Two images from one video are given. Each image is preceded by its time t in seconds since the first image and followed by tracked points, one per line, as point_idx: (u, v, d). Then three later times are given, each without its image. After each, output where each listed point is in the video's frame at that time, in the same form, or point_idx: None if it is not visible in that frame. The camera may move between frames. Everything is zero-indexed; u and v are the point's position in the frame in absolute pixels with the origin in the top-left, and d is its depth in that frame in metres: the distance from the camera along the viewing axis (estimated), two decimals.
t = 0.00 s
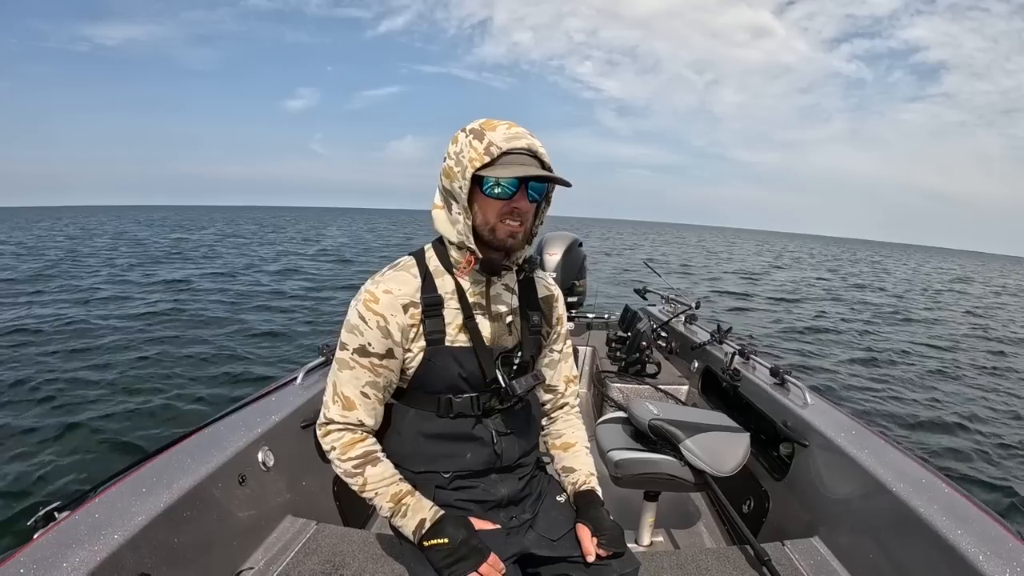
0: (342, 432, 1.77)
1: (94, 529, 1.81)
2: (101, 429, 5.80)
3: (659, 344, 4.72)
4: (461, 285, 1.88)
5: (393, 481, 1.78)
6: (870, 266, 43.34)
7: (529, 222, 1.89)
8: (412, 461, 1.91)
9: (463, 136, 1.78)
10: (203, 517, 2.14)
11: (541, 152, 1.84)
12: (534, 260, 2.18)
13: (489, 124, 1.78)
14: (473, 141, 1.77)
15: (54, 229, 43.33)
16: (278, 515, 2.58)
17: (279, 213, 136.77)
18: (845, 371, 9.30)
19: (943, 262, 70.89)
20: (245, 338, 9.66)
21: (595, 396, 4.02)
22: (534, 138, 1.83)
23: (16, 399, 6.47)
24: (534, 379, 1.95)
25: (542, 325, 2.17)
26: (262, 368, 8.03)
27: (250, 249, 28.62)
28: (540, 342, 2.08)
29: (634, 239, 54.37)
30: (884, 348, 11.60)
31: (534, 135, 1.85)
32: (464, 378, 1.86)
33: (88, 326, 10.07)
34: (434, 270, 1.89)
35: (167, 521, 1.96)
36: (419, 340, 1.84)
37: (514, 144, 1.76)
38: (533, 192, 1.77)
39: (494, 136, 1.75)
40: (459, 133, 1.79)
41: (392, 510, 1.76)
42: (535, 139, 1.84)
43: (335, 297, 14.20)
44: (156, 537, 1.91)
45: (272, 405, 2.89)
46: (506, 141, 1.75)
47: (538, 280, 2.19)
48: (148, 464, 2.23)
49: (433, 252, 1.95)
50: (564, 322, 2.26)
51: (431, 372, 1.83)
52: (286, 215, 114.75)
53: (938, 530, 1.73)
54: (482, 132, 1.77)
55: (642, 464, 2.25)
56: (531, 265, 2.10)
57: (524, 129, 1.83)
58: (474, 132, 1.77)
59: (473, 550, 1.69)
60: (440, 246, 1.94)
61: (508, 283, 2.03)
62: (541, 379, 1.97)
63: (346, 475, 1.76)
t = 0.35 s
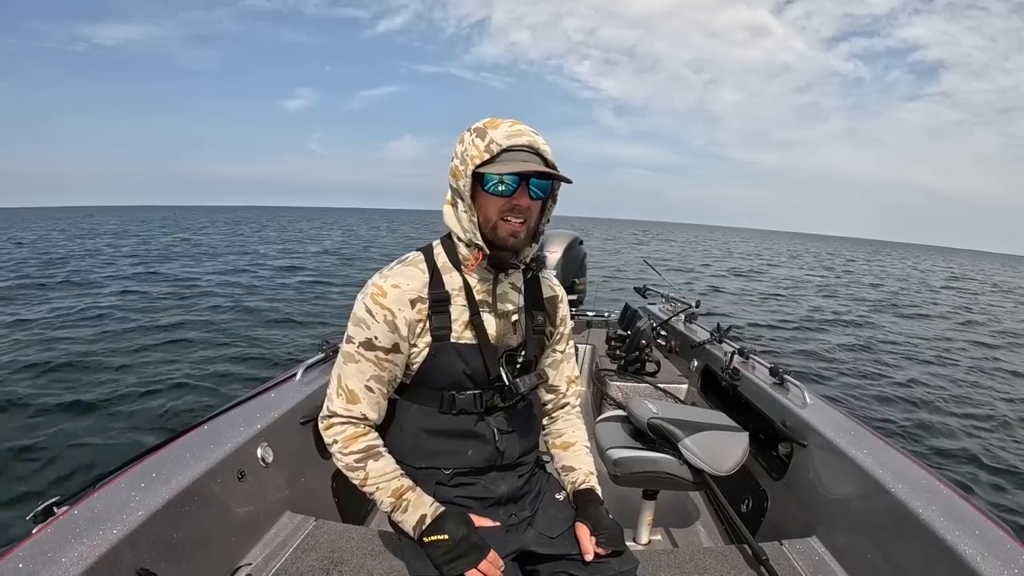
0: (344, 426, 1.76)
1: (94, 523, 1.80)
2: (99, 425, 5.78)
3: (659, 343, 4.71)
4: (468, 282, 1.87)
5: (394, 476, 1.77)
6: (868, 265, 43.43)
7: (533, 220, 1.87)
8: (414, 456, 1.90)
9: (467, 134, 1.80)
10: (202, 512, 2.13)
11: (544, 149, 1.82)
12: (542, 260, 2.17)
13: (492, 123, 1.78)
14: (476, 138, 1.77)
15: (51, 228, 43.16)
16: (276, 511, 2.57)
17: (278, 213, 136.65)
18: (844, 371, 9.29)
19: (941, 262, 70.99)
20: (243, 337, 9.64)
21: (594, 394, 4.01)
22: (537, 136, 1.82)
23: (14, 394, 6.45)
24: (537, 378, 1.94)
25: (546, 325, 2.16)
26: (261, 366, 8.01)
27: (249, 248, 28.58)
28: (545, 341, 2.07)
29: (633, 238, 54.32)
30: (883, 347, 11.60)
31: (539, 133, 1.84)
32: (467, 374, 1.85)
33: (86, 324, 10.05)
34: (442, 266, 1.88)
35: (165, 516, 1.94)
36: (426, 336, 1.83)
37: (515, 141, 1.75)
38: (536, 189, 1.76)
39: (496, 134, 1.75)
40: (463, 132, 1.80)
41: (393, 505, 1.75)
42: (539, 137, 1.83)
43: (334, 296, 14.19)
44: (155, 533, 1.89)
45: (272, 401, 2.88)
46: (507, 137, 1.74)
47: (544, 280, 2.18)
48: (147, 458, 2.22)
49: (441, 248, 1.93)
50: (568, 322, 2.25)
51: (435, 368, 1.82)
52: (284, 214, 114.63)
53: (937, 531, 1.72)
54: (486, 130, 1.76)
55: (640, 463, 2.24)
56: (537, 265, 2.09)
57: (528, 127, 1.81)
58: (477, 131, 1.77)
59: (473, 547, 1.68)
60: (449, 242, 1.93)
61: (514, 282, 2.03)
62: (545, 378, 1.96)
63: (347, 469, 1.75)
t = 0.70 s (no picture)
0: (343, 427, 1.75)
1: (93, 523, 1.79)
2: (99, 425, 5.78)
3: (659, 345, 4.70)
4: (468, 285, 1.86)
5: (393, 478, 1.76)
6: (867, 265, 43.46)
7: (531, 224, 1.86)
8: (413, 458, 1.89)
9: (465, 137, 1.80)
10: (201, 513, 2.13)
11: (542, 154, 1.81)
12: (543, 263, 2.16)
13: (490, 126, 1.78)
14: (473, 142, 1.77)
15: (52, 228, 43.20)
16: (275, 512, 2.56)
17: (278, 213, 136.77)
18: (844, 373, 9.29)
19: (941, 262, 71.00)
20: (243, 337, 9.63)
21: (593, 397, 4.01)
22: (535, 139, 1.81)
23: (14, 394, 6.45)
24: (537, 381, 1.93)
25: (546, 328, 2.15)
26: (260, 366, 8.01)
27: (248, 248, 28.55)
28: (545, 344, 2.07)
29: (633, 238, 54.32)
30: (883, 348, 11.60)
31: (538, 136, 1.82)
32: (467, 377, 1.84)
33: (86, 324, 10.05)
34: (442, 268, 1.87)
35: (164, 517, 1.93)
36: (425, 338, 1.82)
37: (512, 144, 1.74)
38: (533, 193, 1.75)
39: (493, 137, 1.74)
40: (462, 136, 1.80)
41: (391, 507, 1.74)
42: (538, 140, 1.82)
43: (333, 296, 14.17)
44: (154, 533, 1.89)
45: (272, 402, 2.87)
46: (504, 141, 1.74)
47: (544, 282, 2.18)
48: (147, 459, 2.21)
49: (441, 251, 1.92)
50: (569, 325, 2.24)
51: (434, 371, 1.82)
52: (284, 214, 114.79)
53: (936, 535, 1.71)
54: (483, 134, 1.76)
55: (639, 466, 2.23)
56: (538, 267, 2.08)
57: (526, 130, 1.80)
58: (475, 134, 1.77)
59: (472, 549, 1.67)
60: (448, 244, 1.92)
61: (514, 285, 2.02)
62: (545, 381, 1.95)
63: (346, 471, 1.74)
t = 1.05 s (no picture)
0: (342, 431, 1.74)
1: (91, 525, 1.78)
2: (99, 426, 5.78)
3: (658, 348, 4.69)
4: (465, 288, 1.85)
5: (392, 481, 1.76)
6: (867, 265, 43.47)
7: (529, 227, 1.85)
8: (412, 461, 1.88)
9: (464, 140, 1.79)
10: (200, 514, 2.12)
11: (541, 157, 1.80)
12: (541, 265, 2.15)
13: (489, 129, 1.77)
14: (471, 144, 1.76)
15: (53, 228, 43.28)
16: (274, 514, 2.55)
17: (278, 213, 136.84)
18: (844, 374, 9.28)
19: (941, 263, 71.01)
20: (243, 338, 9.63)
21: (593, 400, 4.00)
22: (534, 141, 1.80)
23: (14, 395, 6.46)
24: (536, 385, 1.92)
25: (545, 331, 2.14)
26: (260, 367, 8.01)
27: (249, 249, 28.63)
28: (544, 348, 2.06)
29: (632, 238, 54.33)
30: (882, 350, 11.60)
31: (536, 139, 1.81)
32: (465, 381, 1.83)
33: (86, 325, 10.06)
34: (440, 271, 1.86)
35: (163, 518, 1.93)
36: (423, 342, 1.81)
37: (511, 147, 1.74)
38: (531, 196, 1.74)
39: (492, 141, 1.74)
40: (460, 138, 1.80)
41: (390, 510, 1.74)
42: (537, 142, 1.81)
43: (333, 297, 14.18)
44: (153, 535, 1.88)
45: (271, 404, 2.86)
46: (502, 145, 1.73)
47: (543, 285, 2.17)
48: (145, 461, 2.20)
49: (439, 254, 1.92)
50: (568, 328, 2.23)
51: (432, 374, 1.81)
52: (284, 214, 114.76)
53: (936, 538, 1.70)
54: (482, 136, 1.75)
55: (638, 469, 2.23)
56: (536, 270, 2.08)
57: (526, 134, 1.79)
58: (474, 137, 1.77)
59: (471, 552, 1.66)
60: (446, 247, 1.91)
61: (512, 288, 2.01)
62: (543, 385, 1.94)
63: (345, 473, 1.73)
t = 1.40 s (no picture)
0: (342, 430, 1.74)
1: (91, 525, 1.78)
2: (98, 425, 5.78)
3: (659, 347, 4.69)
4: (465, 286, 1.85)
5: (392, 480, 1.76)
6: (867, 265, 43.45)
7: (528, 227, 1.86)
8: (412, 460, 1.88)
9: (464, 139, 1.79)
10: (200, 514, 2.12)
11: (542, 156, 1.80)
12: (541, 263, 2.15)
13: (489, 128, 1.77)
14: (472, 144, 1.76)
15: (53, 228, 43.25)
16: (274, 514, 2.55)
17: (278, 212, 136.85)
18: (845, 374, 9.27)
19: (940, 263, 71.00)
20: (242, 338, 9.62)
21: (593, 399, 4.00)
22: (534, 141, 1.80)
23: (12, 395, 6.45)
24: (535, 383, 1.91)
25: (545, 330, 2.14)
26: (259, 367, 8.01)
27: (248, 248, 28.57)
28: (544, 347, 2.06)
29: (633, 238, 54.29)
30: (883, 349, 11.60)
31: (537, 139, 1.81)
32: (465, 380, 1.83)
33: (85, 324, 10.04)
34: (439, 270, 1.86)
35: (163, 518, 1.93)
36: (422, 341, 1.81)
37: (511, 147, 1.74)
38: (531, 195, 1.74)
39: (492, 140, 1.74)
40: (461, 137, 1.80)
41: (390, 510, 1.74)
42: (536, 142, 1.81)
43: (333, 297, 14.17)
44: (153, 534, 1.88)
45: (271, 403, 2.86)
46: (503, 144, 1.73)
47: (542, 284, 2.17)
48: (145, 460, 2.20)
49: (438, 253, 1.92)
50: (567, 327, 2.23)
51: (432, 373, 1.81)
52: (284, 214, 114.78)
53: (935, 536, 1.71)
54: (482, 136, 1.75)
55: (638, 468, 2.23)
56: (535, 269, 2.08)
57: (527, 133, 1.80)
58: (474, 136, 1.77)
59: (470, 551, 1.67)
60: (445, 245, 1.92)
61: (512, 286, 2.01)
62: (543, 383, 1.94)
63: (345, 473, 1.73)
